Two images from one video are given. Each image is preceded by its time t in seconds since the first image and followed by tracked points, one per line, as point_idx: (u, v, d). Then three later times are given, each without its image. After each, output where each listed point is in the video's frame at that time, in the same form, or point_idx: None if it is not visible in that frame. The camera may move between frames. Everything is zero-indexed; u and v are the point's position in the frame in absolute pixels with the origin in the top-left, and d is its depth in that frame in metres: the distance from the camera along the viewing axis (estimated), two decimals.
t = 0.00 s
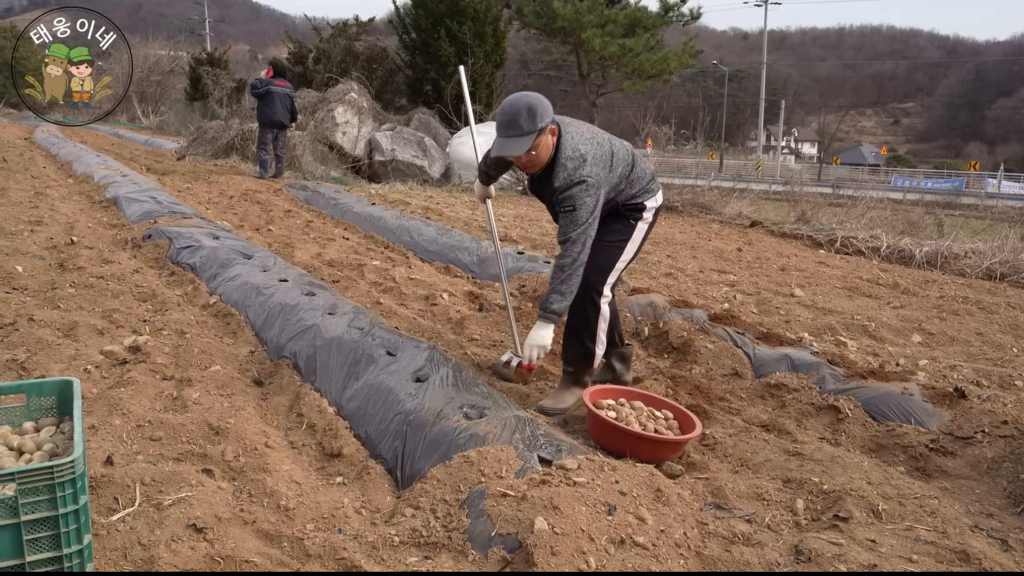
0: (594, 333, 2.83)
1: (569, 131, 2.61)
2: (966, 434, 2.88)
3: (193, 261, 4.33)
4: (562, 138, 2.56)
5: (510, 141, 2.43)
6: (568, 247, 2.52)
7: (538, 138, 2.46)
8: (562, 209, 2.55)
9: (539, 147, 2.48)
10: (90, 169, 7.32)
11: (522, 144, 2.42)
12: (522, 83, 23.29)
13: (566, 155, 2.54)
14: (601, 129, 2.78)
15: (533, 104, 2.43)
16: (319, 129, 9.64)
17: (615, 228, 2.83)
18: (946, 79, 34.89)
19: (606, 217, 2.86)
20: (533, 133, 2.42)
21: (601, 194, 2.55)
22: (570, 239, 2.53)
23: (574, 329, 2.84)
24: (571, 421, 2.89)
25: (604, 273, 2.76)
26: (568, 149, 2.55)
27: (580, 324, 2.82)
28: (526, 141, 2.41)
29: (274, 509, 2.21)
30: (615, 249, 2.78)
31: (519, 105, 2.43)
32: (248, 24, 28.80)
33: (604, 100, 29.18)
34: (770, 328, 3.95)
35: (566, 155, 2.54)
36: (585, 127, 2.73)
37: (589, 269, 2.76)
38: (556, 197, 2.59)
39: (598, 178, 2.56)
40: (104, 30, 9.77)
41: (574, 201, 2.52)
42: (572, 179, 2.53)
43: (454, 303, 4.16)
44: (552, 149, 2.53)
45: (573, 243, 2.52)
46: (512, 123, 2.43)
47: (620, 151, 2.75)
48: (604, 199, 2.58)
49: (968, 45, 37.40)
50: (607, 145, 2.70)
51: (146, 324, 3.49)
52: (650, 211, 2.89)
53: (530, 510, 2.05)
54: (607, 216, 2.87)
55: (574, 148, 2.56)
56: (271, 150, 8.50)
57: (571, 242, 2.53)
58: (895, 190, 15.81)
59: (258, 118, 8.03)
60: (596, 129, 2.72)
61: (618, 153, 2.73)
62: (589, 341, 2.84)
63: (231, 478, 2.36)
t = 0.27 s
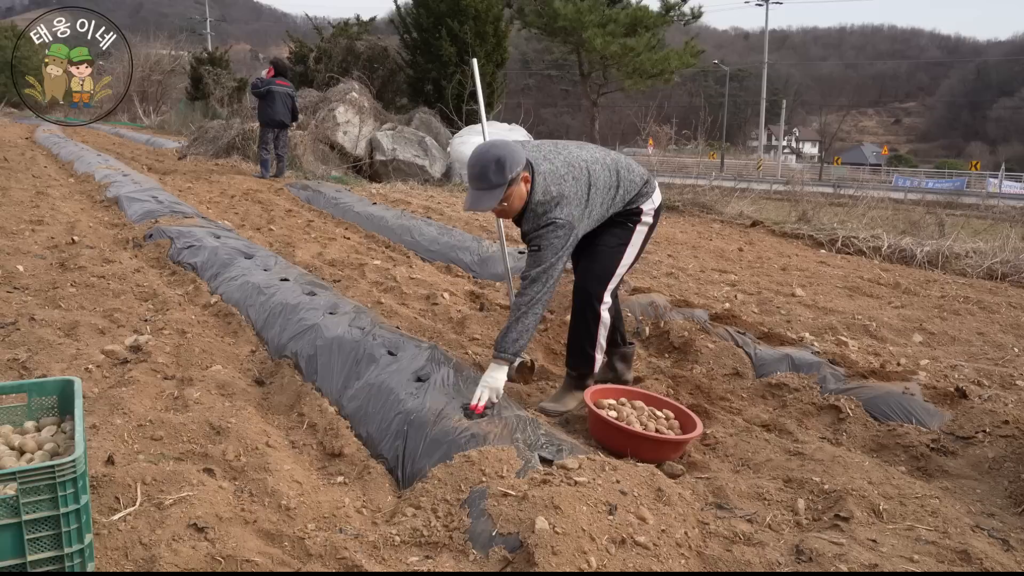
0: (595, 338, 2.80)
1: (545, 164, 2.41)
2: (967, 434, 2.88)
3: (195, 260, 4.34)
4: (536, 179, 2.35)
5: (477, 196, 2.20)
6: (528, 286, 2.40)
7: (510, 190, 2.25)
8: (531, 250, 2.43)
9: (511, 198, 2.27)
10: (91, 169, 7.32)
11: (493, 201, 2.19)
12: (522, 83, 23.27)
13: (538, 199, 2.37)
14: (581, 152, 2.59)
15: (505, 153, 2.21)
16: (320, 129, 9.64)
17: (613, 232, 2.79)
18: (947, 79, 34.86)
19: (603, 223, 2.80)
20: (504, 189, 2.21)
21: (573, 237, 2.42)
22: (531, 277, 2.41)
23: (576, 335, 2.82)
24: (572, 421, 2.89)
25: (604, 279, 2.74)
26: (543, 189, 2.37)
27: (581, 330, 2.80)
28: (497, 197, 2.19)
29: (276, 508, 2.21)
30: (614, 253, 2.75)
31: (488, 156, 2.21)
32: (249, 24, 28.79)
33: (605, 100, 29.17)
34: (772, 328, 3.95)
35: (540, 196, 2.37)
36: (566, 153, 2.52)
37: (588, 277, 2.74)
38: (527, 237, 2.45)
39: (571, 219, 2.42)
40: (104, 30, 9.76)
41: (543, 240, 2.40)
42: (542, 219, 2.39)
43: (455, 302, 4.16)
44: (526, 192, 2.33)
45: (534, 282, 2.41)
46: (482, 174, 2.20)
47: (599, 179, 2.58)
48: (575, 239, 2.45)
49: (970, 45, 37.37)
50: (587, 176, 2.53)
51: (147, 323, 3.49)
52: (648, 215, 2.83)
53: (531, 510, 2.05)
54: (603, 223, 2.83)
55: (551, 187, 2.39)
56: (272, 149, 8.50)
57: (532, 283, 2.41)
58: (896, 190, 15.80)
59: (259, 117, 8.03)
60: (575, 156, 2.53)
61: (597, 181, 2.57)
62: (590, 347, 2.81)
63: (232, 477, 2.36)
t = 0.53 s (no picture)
0: (594, 341, 2.81)
1: (530, 173, 2.38)
2: (968, 434, 2.88)
3: (195, 260, 4.34)
4: (521, 193, 2.33)
5: (461, 219, 2.20)
6: (532, 298, 2.46)
7: (494, 208, 2.23)
8: (528, 260, 2.44)
9: (497, 215, 2.26)
10: (91, 169, 7.32)
11: (479, 222, 2.18)
12: (523, 82, 23.25)
13: (526, 209, 2.36)
14: (565, 154, 2.56)
15: (486, 172, 2.19)
16: (321, 129, 9.64)
17: (606, 233, 2.78)
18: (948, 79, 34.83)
19: (595, 224, 2.79)
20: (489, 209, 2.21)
21: (567, 242, 2.42)
22: (533, 289, 2.46)
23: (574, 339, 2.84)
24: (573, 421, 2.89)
25: (600, 282, 2.75)
26: (530, 200, 2.35)
27: (578, 333, 2.81)
28: (482, 217, 2.18)
29: (277, 508, 2.21)
30: (608, 256, 2.75)
31: (468, 178, 2.19)
32: (250, 24, 28.79)
33: (606, 100, 29.16)
34: (772, 328, 3.95)
35: (528, 205, 2.35)
36: (549, 157, 2.49)
37: (584, 282, 2.75)
38: (522, 248, 2.46)
39: (562, 225, 2.41)
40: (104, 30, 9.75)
41: (538, 251, 2.41)
42: (534, 230, 2.39)
43: (455, 302, 4.16)
44: (514, 205, 2.32)
45: (537, 293, 2.45)
46: (465, 196, 2.19)
47: (587, 178, 2.55)
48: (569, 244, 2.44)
49: (970, 45, 37.34)
50: (574, 177, 2.50)
51: (148, 323, 3.49)
52: (639, 212, 2.81)
53: (532, 510, 2.05)
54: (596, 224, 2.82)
55: (538, 196, 2.37)
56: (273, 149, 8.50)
57: (536, 295, 2.45)
58: (896, 189, 15.80)
59: (259, 117, 8.03)
60: (559, 159, 2.50)
61: (585, 181, 2.54)
62: (588, 349, 2.82)
63: (233, 477, 2.36)
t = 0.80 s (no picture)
0: (593, 340, 2.82)
1: (527, 177, 2.39)
2: (968, 434, 2.88)
3: (196, 260, 4.34)
4: (519, 197, 2.33)
5: (460, 227, 2.21)
6: (530, 300, 2.45)
7: (493, 215, 2.24)
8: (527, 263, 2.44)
9: (496, 222, 2.26)
10: (92, 169, 7.32)
11: (478, 230, 2.19)
12: (524, 82, 23.24)
13: (524, 213, 2.36)
14: (561, 156, 2.56)
15: (482, 180, 2.19)
16: (321, 129, 9.63)
17: (604, 233, 2.79)
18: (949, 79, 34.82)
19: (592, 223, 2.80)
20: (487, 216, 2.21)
21: (565, 244, 2.42)
22: (532, 291, 2.45)
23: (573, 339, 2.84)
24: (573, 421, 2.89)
25: (599, 281, 2.75)
26: (528, 203, 2.35)
27: (576, 332, 2.82)
28: (480, 226, 2.19)
29: (277, 508, 2.22)
30: (607, 255, 2.76)
31: (466, 187, 2.19)
32: (250, 24, 28.79)
33: (606, 100, 29.14)
34: (773, 328, 3.95)
35: (526, 209, 2.36)
36: (545, 160, 2.50)
37: (583, 282, 2.76)
38: (520, 251, 2.46)
39: (561, 227, 2.41)
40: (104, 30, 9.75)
41: (537, 253, 2.41)
42: (533, 233, 2.39)
43: (455, 302, 4.16)
44: (511, 211, 2.32)
45: (535, 295, 2.45)
46: (462, 205, 2.20)
47: (584, 180, 2.55)
48: (567, 245, 2.44)
49: (971, 45, 37.32)
50: (571, 179, 2.51)
51: (149, 323, 3.49)
52: (636, 211, 2.82)
53: (532, 510, 2.06)
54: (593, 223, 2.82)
55: (536, 200, 2.37)
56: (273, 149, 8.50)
57: (534, 297, 2.45)
58: (897, 189, 15.80)
59: (260, 117, 8.03)
60: (555, 161, 2.51)
61: (582, 182, 2.54)
62: (588, 349, 2.83)
63: (233, 477, 2.37)
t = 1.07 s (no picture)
0: (591, 337, 2.83)
1: (531, 174, 2.38)
2: (969, 435, 2.88)
3: (197, 260, 4.34)
4: (524, 195, 2.32)
5: (467, 225, 2.18)
6: (527, 294, 2.43)
7: (499, 214, 2.23)
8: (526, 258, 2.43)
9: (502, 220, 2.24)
10: (93, 169, 7.32)
11: (485, 230, 2.16)
12: (525, 83, 23.24)
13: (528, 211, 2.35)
14: (562, 154, 2.56)
15: (490, 178, 2.17)
16: (322, 128, 9.63)
17: (602, 230, 2.79)
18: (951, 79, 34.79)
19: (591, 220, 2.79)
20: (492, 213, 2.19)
21: (566, 242, 2.42)
22: (529, 287, 2.44)
23: (570, 335, 2.85)
24: (574, 422, 2.89)
25: (598, 278, 2.75)
26: (531, 201, 2.35)
27: (574, 329, 2.82)
28: (488, 225, 2.16)
29: (278, 507, 2.22)
30: (606, 252, 2.76)
31: (474, 184, 2.15)
32: (251, 24, 28.79)
33: (607, 100, 29.13)
34: (773, 328, 3.95)
35: (530, 207, 2.35)
36: (548, 158, 2.50)
37: (581, 278, 2.75)
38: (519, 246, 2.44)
39: (563, 225, 2.41)
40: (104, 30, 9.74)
41: (538, 250, 2.40)
42: (536, 230, 2.39)
43: (456, 302, 4.17)
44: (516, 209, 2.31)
45: (532, 291, 2.44)
46: (471, 205, 2.17)
47: (584, 179, 2.56)
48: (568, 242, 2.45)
49: (973, 45, 37.28)
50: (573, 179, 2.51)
51: (150, 323, 3.49)
52: (633, 208, 2.83)
53: (533, 510, 2.06)
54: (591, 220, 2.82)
55: (539, 197, 2.37)
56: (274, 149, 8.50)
57: (532, 291, 2.44)
58: (899, 190, 15.79)
59: (261, 117, 8.03)
60: (557, 160, 2.51)
61: (583, 182, 2.55)
62: (587, 345, 2.83)
63: (234, 477, 2.37)
